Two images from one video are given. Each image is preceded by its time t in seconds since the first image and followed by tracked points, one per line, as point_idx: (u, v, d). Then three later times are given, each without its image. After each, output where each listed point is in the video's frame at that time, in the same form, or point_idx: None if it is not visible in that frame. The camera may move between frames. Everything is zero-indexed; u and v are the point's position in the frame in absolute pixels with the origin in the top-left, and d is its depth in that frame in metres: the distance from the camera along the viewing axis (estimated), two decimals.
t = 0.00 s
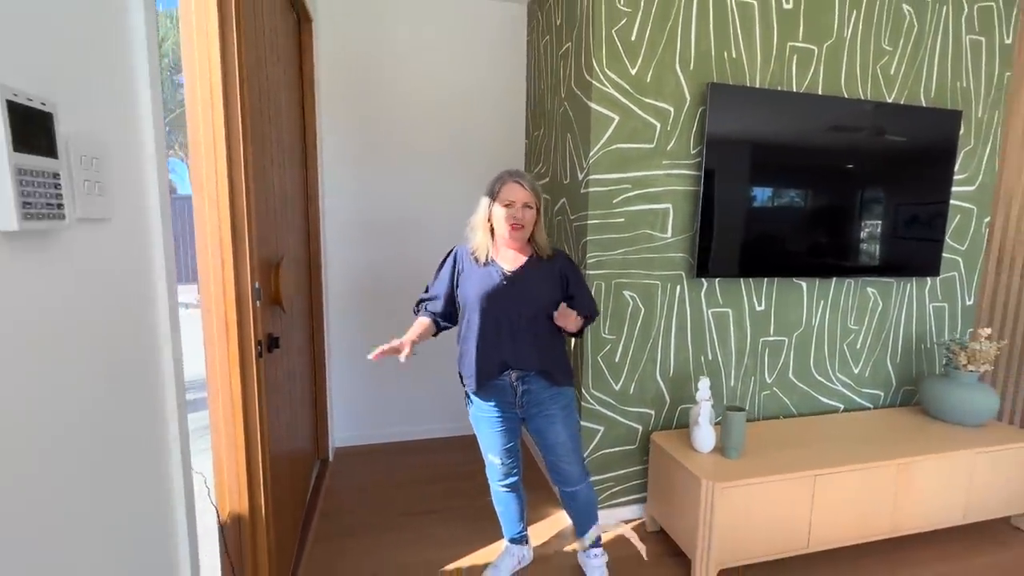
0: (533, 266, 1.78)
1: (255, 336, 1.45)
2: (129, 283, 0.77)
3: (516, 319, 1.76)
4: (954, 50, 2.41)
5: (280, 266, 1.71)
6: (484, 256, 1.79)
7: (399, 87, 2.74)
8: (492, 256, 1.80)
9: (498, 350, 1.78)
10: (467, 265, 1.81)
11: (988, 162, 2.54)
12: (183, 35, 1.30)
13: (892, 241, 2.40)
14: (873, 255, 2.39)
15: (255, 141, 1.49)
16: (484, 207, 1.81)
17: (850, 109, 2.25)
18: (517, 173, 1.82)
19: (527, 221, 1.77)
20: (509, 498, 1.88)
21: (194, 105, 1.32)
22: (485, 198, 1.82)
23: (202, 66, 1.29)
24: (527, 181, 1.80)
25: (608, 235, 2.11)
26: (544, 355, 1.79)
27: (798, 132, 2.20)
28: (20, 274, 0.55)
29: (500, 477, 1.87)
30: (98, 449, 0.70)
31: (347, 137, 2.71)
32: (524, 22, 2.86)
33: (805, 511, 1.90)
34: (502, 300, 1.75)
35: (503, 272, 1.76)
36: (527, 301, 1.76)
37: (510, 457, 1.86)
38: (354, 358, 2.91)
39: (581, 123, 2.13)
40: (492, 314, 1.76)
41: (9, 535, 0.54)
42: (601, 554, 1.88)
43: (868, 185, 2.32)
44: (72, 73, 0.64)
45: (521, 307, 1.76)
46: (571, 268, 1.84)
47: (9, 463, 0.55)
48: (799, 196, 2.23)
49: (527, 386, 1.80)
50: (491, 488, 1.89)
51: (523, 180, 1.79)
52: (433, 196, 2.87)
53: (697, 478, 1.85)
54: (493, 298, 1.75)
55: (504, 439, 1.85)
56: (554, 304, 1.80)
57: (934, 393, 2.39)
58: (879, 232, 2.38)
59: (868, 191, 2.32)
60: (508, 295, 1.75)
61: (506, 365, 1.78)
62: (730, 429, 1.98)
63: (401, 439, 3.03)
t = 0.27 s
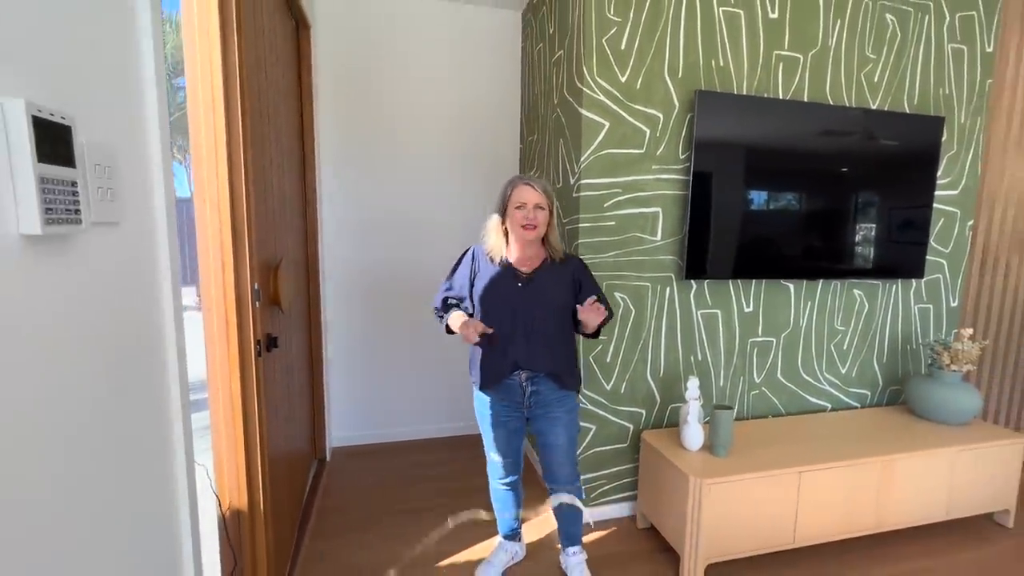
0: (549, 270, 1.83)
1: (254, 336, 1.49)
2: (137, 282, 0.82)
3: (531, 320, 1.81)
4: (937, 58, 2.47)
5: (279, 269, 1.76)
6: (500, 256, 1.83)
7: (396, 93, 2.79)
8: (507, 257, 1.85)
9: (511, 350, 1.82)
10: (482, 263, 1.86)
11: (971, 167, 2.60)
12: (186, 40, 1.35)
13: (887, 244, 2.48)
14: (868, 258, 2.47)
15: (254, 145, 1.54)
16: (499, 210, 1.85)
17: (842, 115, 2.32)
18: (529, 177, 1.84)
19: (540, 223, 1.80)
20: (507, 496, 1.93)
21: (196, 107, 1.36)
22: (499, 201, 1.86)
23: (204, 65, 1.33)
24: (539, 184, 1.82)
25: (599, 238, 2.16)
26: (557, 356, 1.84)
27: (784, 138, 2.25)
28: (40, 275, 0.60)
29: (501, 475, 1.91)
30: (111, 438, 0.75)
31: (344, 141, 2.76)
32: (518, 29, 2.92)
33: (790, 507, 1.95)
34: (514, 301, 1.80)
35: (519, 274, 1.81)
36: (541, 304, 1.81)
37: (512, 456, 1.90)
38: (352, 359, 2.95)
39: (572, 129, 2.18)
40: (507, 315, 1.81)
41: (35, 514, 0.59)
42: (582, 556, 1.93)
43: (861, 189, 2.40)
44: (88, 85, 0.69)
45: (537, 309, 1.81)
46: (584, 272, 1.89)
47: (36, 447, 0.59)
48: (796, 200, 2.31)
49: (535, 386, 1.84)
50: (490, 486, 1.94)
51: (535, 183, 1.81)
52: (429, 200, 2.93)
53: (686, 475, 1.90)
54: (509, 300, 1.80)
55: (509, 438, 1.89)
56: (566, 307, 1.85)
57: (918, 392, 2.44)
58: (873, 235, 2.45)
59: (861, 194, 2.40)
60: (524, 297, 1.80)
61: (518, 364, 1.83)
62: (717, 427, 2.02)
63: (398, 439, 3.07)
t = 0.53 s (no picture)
0: (568, 273, 1.87)
1: (250, 336, 1.52)
2: (137, 282, 0.85)
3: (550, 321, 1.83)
4: (919, 65, 2.53)
5: (274, 271, 1.79)
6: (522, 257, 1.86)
7: (390, 97, 2.83)
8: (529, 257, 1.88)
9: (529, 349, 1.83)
10: (506, 262, 1.85)
11: (953, 171, 2.66)
12: (183, 46, 1.38)
13: (878, 247, 2.54)
14: (860, 260, 2.52)
15: (250, 150, 1.57)
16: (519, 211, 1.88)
17: (832, 120, 2.38)
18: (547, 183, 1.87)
19: (560, 224, 1.83)
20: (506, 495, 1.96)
21: (193, 111, 1.39)
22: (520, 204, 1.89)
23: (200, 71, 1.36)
24: (558, 188, 1.84)
25: (590, 240, 2.21)
26: (573, 357, 1.87)
27: (772, 142, 2.30)
28: (45, 276, 0.63)
29: (505, 472, 1.94)
30: (112, 432, 0.78)
31: (339, 144, 2.80)
32: (511, 35, 2.97)
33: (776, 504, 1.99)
34: (534, 302, 1.83)
35: (540, 276, 1.85)
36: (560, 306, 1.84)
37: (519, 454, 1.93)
38: (347, 360, 2.98)
39: (563, 133, 2.23)
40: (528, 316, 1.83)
41: (39, 504, 0.62)
42: (573, 553, 1.96)
43: (854, 192, 2.46)
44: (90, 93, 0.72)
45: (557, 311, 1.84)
46: (600, 276, 1.92)
47: (40, 439, 0.62)
48: (789, 203, 2.36)
49: (550, 387, 1.86)
50: (491, 484, 1.98)
51: (555, 188, 1.84)
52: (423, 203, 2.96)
53: (674, 472, 1.94)
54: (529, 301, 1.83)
55: (519, 435, 1.91)
56: (583, 310, 1.88)
57: (902, 392, 2.49)
58: (865, 238, 2.51)
59: (852, 197, 2.46)
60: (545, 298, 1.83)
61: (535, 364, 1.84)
62: (706, 426, 2.06)
63: (392, 440, 3.10)
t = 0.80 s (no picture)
0: (584, 276, 1.88)
1: (244, 337, 1.54)
2: (134, 284, 0.88)
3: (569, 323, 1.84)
4: (902, 71, 2.59)
5: (268, 274, 1.81)
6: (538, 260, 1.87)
7: (384, 102, 2.86)
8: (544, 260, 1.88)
9: (545, 350, 1.83)
10: (525, 266, 1.85)
11: (936, 174, 2.71)
12: (178, 50, 1.40)
13: (869, 248, 2.59)
14: (852, 261, 2.57)
15: (244, 154, 1.60)
16: (535, 215, 1.88)
17: (821, 124, 2.43)
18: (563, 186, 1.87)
19: (575, 227, 1.83)
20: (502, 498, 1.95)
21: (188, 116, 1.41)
22: (536, 208, 1.89)
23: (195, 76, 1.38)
24: (572, 192, 1.85)
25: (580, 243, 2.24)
26: (589, 359, 1.87)
27: (760, 145, 2.34)
28: (47, 279, 0.66)
29: (506, 476, 1.90)
30: (110, 430, 0.80)
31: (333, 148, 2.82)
32: (503, 41, 3.01)
33: (762, 501, 2.03)
34: (549, 306, 1.84)
35: (556, 280, 1.85)
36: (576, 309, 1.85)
37: (522, 455, 1.92)
38: (341, 362, 3.00)
39: (554, 137, 2.26)
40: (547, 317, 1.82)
41: (39, 497, 0.64)
42: (565, 551, 1.99)
43: (845, 194, 2.51)
44: (91, 101, 0.75)
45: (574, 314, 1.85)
46: (614, 280, 1.96)
47: (42, 435, 0.65)
48: (783, 205, 2.41)
49: (564, 389, 1.87)
50: (487, 487, 1.94)
51: (570, 192, 1.84)
52: (417, 206, 3.00)
53: (663, 471, 1.97)
54: (547, 302, 1.83)
55: (528, 435, 1.90)
56: (598, 313, 1.90)
57: (887, 391, 2.54)
58: (856, 240, 2.56)
59: (843, 199, 2.50)
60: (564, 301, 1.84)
61: (552, 365, 1.83)
62: (694, 424, 2.10)
63: (386, 441, 3.12)
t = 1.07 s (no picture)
0: (588, 279, 1.91)
1: (237, 340, 1.55)
2: (131, 287, 0.89)
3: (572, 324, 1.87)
4: (885, 77, 2.65)
5: (261, 276, 1.82)
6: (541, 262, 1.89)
7: (376, 106, 2.88)
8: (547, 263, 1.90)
9: (548, 351, 1.85)
10: (529, 268, 1.87)
11: (919, 178, 2.77)
12: (173, 55, 1.41)
13: (859, 250, 2.65)
14: (842, 263, 2.63)
15: (238, 158, 1.61)
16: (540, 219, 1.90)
17: (810, 128, 2.48)
18: (568, 191, 1.90)
19: (579, 231, 1.85)
20: (500, 501, 1.93)
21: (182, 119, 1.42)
22: (541, 211, 1.91)
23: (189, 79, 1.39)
24: (577, 197, 1.87)
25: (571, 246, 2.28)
26: (592, 360, 1.90)
27: (748, 149, 2.38)
28: (48, 282, 0.68)
29: (504, 476, 1.91)
30: (108, 429, 0.82)
31: (326, 152, 2.84)
32: (495, 46, 3.04)
33: (751, 498, 2.06)
34: (552, 308, 1.86)
35: (559, 283, 1.88)
36: (580, 311, 1.88)
37: (520, 455, 1.93)
38: (334, 365, 3.01)
39: (545, 142, 2.29)
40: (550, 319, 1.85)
41: (39, 492, 0.66)
42: (557, 550, 2.01)
43: (835, 197, 2.56)
44: (89, 108, 0.77)
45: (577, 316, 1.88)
46: (617, 284, 1.99)
47: (42, 434, 0.67)
48: (774, 208, 2.46)
49: (566, 390, 1.90)
50: (484, 488, 1.94)
51: (575, 196, 1.87)
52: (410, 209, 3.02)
53: (654, 470, 2.00)
54: (550, 305, 1.86)
55: (528, 436, 1.92)
56: (601, 316, 1.93)
57: (873, 390, 2.58)
58: (845, 242, 2.61)
59: (833, 202, 2.56)
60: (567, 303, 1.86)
61: (554, 366, 1.86)
62: (684, 423, 2.13)
63: (379, 443, 3.13)
